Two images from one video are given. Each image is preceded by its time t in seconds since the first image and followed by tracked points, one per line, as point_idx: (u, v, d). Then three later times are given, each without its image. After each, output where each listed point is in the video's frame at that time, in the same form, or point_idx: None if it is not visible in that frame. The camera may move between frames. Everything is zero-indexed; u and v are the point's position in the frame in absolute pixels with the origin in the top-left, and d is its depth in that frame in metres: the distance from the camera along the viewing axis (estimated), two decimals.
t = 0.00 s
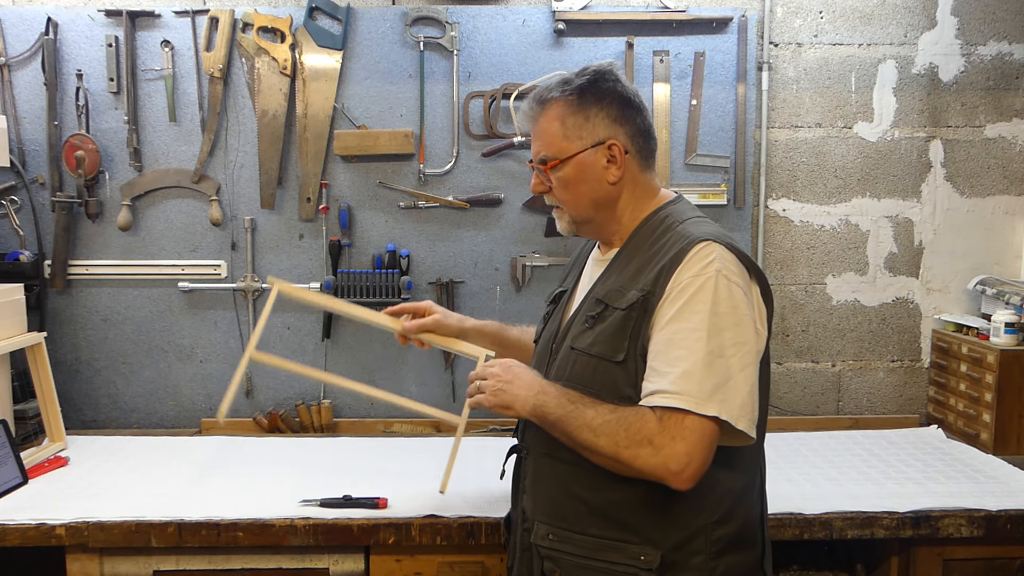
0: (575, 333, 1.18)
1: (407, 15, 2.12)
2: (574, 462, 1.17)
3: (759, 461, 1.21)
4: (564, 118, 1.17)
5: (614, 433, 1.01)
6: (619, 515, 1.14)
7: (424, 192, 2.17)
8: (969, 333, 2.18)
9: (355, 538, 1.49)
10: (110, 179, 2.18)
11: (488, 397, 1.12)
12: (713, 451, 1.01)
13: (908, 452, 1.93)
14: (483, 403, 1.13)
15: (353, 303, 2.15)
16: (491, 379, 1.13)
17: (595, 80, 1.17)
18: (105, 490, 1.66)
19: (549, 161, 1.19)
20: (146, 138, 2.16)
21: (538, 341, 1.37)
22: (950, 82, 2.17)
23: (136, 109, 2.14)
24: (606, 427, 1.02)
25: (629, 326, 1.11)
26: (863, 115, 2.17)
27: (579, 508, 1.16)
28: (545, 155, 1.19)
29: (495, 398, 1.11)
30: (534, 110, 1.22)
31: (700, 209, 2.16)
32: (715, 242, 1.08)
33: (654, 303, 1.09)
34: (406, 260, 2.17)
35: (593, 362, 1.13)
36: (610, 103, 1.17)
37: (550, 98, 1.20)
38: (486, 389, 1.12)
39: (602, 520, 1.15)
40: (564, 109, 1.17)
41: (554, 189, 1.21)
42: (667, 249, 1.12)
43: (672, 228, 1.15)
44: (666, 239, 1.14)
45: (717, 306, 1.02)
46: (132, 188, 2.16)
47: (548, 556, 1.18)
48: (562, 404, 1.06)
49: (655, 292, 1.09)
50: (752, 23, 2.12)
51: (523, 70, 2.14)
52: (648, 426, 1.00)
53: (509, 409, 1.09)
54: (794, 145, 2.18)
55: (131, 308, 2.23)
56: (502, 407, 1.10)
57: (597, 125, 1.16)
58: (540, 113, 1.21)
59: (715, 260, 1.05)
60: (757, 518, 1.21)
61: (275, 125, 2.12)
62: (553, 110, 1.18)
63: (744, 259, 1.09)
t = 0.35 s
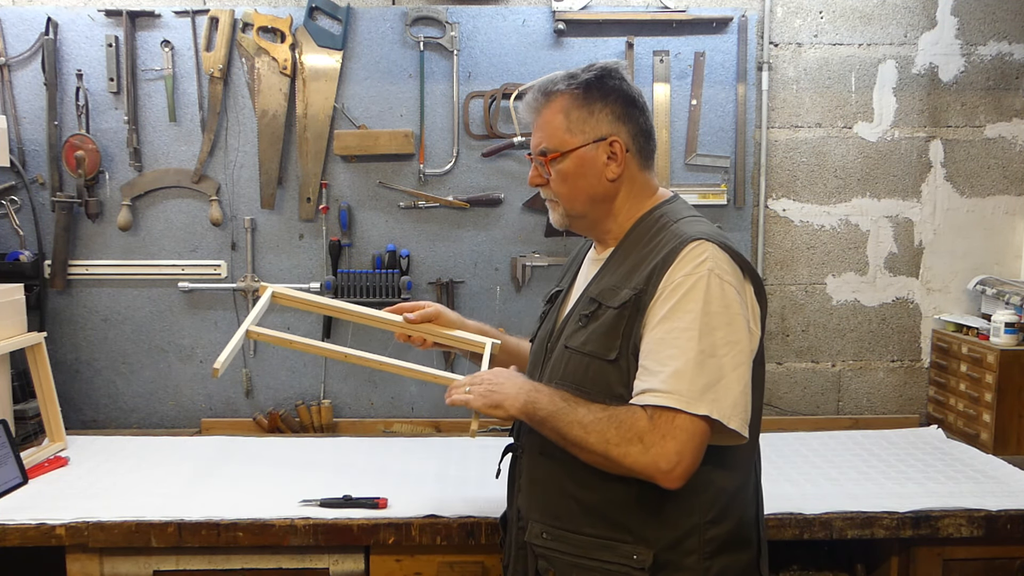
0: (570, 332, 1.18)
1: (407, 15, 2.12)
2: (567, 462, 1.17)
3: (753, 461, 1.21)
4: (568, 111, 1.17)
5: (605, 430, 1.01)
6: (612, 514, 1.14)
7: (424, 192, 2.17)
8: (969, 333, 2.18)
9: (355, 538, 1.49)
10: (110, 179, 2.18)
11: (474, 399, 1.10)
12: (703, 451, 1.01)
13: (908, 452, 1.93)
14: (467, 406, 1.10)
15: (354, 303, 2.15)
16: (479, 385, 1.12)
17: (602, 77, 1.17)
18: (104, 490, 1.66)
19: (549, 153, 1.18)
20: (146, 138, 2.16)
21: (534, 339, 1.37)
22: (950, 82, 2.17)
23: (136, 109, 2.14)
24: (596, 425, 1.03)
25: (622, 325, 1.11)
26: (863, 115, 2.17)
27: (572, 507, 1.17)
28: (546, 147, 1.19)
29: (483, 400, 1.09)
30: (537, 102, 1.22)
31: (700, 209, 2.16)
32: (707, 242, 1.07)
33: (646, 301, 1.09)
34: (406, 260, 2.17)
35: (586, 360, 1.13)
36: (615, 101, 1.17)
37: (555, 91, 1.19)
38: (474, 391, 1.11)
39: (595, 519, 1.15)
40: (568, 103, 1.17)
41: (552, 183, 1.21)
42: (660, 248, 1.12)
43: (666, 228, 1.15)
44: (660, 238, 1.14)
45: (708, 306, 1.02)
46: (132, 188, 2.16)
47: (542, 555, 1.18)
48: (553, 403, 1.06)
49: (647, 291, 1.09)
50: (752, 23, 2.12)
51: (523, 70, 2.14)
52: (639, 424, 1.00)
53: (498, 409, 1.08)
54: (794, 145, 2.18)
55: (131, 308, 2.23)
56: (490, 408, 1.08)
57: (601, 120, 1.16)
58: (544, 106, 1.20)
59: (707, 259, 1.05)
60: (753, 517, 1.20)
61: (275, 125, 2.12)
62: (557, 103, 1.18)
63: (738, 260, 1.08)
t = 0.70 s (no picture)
0: (567, 333, 1.18)
1: (407, 15, 2.12)
2: (565, 463, 1.17)
3: (751, 461, 1.21)
4: (567, 108, 1.17)
5: (609, 432, 1.01)
6: (609, 515, 1.14)
7: (424, 192, 2.17)
8: (969, 333, 2.18)
9: (354, 538, 1.49)
10: (110, 179, 2.18)
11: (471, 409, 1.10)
12: (706, 454, 1.01)
13: (908, 452, 1.93)
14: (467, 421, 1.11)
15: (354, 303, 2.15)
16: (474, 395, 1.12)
17: (602, 75, 1.18)
18: (105, 490, 1.66)
19: (547, 150, 1.18)
20: (146, 138, 2.16)
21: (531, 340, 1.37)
22: (950, 82, 2.17)
23: (136, 109, 2.14)
24: (599, 426, 1.02)
25: (619, 325, 1.11)
26: (863, 115, 2.17)
27: (570, 508, 1.17)
28: (545, 142, 1.18)
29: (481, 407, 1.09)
30: (536, 97, 1.22)
31: (700, 209, 2.16)
32: (705, 243, 1.07)
33: (643, 302, 1.09)
34: (407, 260, 2.17)
35: (584, 360, 1.13)
36: (614, 99, 1.17)
37: (555, 87, 1.19)
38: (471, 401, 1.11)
39: (593, 520, 1.15)
40: (568, 99, 1.17)
41: (549, 179, 1.20)
42: (657, 249, 1.12)
43: (663, 228, 1.15)
44: (657, 239, 1.14)
45: (706, 307, 1.02)
46: (132, 188, 2.16)
47: (541, 556, 1.18)
48: (554, 404, 1.06)
49: (645, 292, 1.09)
50: (752, 23, 2.12)
51: (523, 70, 2.14)
52: (642, 426, 1.00)
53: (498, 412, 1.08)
54: (794, 145, 2.18)
55: (131, 308, 2.23)
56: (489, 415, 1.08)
57: (600, 118, 1.16)
58: (543, 101, 1.20)
59: (705, 260, 1.05)
60: (751, 518, 1.20)
61: (275, 125, 2.12)
62: (556, 99, 1.18)
63: (735, 260, 1.08)
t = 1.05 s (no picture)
0: (565, 332, 1.18)
1: (407, 15, 2.12)
2: (563, 461, 1.18)
3: (749, 461, 1.21)
4: (567, 108, 1.17)
5: (587, 425, 1.01)
6: (607, 514, 1.14)
7: (424, 192, 2.17)
8: (969, 333, 2.18)
9: (355, 538, 1.49)
10: (110, 179, 2.18)
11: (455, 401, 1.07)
12: (683, 453, 1.01)
13: (908, 452, 1.93)
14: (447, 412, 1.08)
15: (354, 303, 2.15)
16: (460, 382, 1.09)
17: (601, 76, 1.18)
18: (104, 490, 1.66)
19: (547, 150, 1.18)
20: (146, 138, 2.16)
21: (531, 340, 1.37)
22: (950, 82, 2.17)
23: (136, 109, 2.14)
24: (580, 420, 1.02)
25: (614, 325, 1.11)
26: (863, 115, 2.17)
27: (567, 507, 1.17)
28: (545, 143, 1.18)
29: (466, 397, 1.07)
30: (535, 98, 1.21)
31: (700, 209, 2.16)
32: (700, 242, 1.07)
33: (639, 301, 1.09)
34: (406, 260, 2.17)
35: (581, 360, 1.13)
36: (614, 99, 1.17)
37: (554, 88, 1.19)
38: (456, 388, 1.09)
39: (591, 520, 1.15)
40: (568, 99, 1.17)
41: (549, 179, 1.20)
42: (654, 249, 1.12)
43: (660, 228, 1.15)
44: (654, 239, 1.14)
45: (699, 306, 1.02)
46: (132, 188, 2.16)
47: (538, 556, 1.18)
48: (539, 396, 1.06)
49: (640, 291, 1.09)
50: (752, 23, 2.12)
51: (523, 70, 2.14)
52: (621, 421, 1.00)
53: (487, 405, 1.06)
54: (794, 145, 2.18)
55: (131, 308, 2.23)
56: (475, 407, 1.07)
57: (599, 118, 1.16)
58: (542, 102, 1.20)
59: (700, 260, 1.05)
60: (749, 518, 1.20)
61: (275, 125, 2.12)
62: (555, 100, 1.18)
63: (732, 260, 1.08)
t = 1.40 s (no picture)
0: (563, 332, 1.18)
1: (407, 15, 2.12)
2: (561, 461, 1.18)
3: (748, 460, 1.20)
4: (555, 110, 1.17)
5: (591, 423, 1.01)
6: (606, 514, 1.14)
7: (424, 192, 2.17)
8: (969, 333, 2.18)
9: (355, 538, 1.49)
10: (110, 179, 2.18)
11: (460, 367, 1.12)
12: (688, 451, 1.01)
13: (907, 452, 1.93)
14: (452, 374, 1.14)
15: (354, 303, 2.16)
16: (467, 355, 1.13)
17: (589, 77, 1.18)
18: (104, 490, 1.66)
19: (538, 152, 1.19)
20: (146, 138, 2.16)
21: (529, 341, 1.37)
22: (950, 82, 2.17)
23: (136, 109, 2.14)
24: (583, 418, 1.02)
25: (612, 324, 1.11)
26: (863, 115, 2.17)
27: (566, 507, 1.17)
28: (536, 145, 1.19)
29: (470, 368, 1.11)
30: (526, 102, 1.22)
31: (700, 209, 2.16)
32: (696, 241, 1.07)
33: (636, 300, 1.09)
34: (406, 260, 2.17)
35: (578, 359, 1.13)
36: (603, 100, 1.17)
37: (543, 91, 1.20)
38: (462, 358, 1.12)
39: (589, 519, 1.15)
40: (557, 101, 1.17)
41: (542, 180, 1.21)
42: (650, 248, 1.12)
43: (657, 227, 1.15)
44: (650, 238, 1.14)
45: (697, 304, 1.02)
46: (132, 188, 2.16)
47: (537, 555, 1.18)
48: (541, 395, 1.06)
49: (637, 290, 1.09)
50: (752, 23, 2.12)
51: (523, 70, 2.14)
52: (625, 420, 1.00)
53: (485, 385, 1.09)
54: (794, 145, 2.18)
55: (131, 308, 2.24)
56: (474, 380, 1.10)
57: (589, 119, 1.16)
58: (533, 104, 1.20)
59: (696, 259, 1.05)
60: (747, 517, 1.20)
61: (275, 125, 2.12)
62: (544, 102, 1.19)
63: (728, 259, 1.08)
